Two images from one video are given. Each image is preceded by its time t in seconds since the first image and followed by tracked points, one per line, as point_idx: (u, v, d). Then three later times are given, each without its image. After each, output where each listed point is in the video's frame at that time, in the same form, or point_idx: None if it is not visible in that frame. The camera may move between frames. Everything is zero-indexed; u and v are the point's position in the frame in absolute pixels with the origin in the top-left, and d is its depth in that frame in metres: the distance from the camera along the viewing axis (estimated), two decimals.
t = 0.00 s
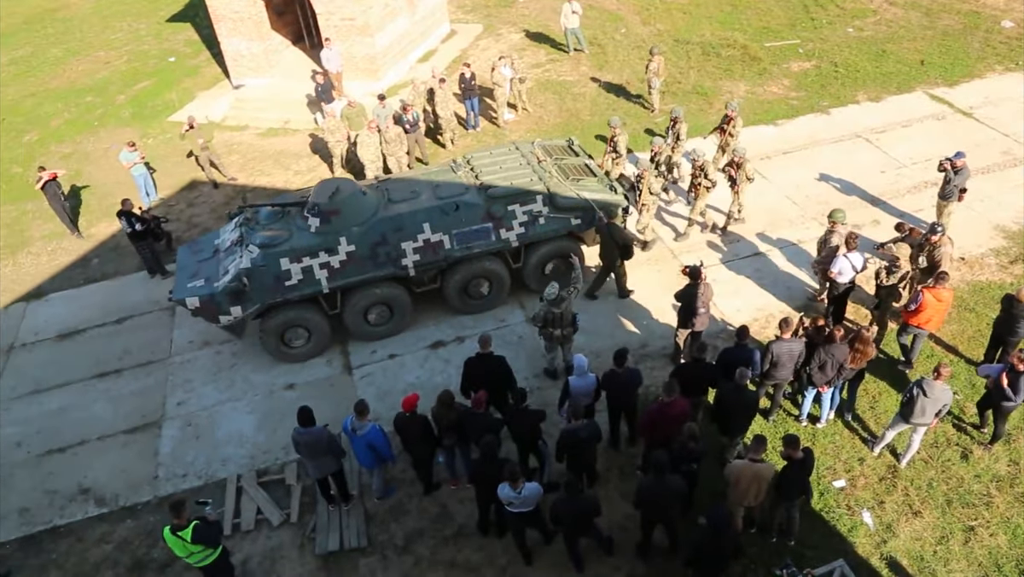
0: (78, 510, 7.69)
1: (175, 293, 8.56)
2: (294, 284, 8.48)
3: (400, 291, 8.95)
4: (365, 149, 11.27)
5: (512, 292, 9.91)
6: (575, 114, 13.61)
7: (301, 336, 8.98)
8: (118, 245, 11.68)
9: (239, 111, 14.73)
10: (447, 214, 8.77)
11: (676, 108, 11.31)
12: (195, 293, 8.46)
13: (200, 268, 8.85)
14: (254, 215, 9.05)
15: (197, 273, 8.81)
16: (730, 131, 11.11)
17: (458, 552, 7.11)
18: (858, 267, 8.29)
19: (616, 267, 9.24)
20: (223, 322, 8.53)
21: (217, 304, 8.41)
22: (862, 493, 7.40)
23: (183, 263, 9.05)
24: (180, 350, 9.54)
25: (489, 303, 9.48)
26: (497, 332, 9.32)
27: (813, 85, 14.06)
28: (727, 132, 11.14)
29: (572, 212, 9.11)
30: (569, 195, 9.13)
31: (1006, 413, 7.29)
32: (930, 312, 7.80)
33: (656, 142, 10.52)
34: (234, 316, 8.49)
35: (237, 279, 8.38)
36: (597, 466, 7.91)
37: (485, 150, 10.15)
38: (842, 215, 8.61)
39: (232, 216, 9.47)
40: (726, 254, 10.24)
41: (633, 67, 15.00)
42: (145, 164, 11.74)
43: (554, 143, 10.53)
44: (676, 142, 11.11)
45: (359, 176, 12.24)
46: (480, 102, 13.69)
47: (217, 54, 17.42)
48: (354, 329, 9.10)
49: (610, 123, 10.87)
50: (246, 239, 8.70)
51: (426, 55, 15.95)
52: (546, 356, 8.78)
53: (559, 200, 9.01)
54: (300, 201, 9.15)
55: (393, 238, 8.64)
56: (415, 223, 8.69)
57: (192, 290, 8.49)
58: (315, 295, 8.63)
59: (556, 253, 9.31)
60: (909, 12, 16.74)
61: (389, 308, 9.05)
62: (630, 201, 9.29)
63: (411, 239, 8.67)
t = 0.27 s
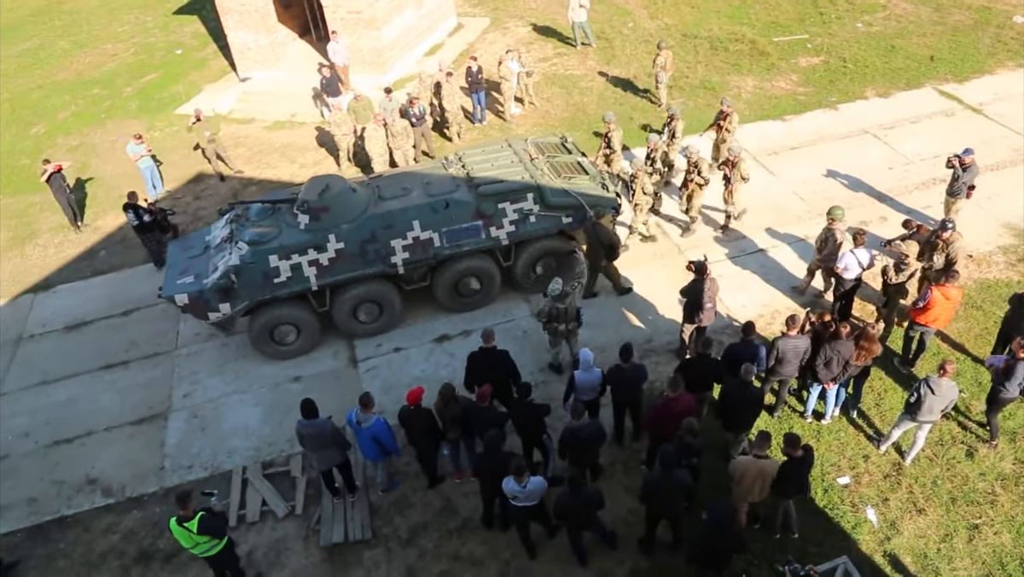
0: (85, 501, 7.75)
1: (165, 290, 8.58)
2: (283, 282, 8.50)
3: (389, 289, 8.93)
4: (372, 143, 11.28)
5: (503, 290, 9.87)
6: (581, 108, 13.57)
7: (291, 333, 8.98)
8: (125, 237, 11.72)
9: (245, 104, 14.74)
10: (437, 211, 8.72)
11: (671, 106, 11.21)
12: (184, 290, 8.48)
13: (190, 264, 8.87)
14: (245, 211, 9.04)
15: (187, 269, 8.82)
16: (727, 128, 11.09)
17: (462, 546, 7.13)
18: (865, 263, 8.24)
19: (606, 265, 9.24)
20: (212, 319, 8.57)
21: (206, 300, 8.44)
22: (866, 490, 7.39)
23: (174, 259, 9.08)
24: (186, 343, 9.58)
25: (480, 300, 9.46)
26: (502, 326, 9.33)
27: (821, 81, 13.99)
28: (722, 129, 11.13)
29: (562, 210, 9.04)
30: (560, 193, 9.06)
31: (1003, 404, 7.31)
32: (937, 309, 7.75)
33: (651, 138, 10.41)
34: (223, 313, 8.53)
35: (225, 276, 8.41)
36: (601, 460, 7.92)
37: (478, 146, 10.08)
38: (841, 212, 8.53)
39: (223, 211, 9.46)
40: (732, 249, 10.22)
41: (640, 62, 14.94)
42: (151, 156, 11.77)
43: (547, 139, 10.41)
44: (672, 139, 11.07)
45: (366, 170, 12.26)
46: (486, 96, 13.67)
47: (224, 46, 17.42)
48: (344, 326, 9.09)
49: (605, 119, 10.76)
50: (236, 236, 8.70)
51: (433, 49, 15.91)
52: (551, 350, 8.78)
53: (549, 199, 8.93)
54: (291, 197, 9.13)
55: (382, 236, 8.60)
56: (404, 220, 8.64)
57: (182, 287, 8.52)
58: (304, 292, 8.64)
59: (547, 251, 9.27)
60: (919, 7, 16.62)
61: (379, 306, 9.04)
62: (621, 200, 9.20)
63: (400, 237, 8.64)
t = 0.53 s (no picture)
0: (93, 492, 7.79)
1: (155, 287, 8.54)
2: (273, 279, 8.48)
3: (379, 287, 8.93)
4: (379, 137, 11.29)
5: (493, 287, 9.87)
6: (588, 103, 13.55)
7: (281, 330, 8.97)
8: (133, 230, 11.76)
9: (253, 97, 14.76)
10: (428, 209, 8.70)
11: (668, 103, 11.17)
12: (174, 287, 8.45)
13: (180, 261, 8.83)
14: (236, 208, 9.00)
15: (177, 265, 8.77)
16: (725, 126, 11.07)
17: (467, 539, 7.15)
18: (872, 258, 8.21)
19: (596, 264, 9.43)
20: (202, 316, 8.53)
21: (196, 297, 8.39)
22: (872, 487, 7.37)
23: (164, 255, 9.03)
24: (193, 335, 9.63)
25: (470, 298, 9.44)
26: (508, 320, 9.34)
27: (830, 76, 13.93)
28: (720, 127, 11.14)
29: (553, 208, 9.01)
30: (551, 190, 9.03)
31: (1002, 394, 7.37)
32: (947, 305, 7.74)
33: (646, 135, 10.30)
34: (213, 310, 8.49)
35: (215, 273, 8.36)
36: (606, 455, 7.91)
37: (469, 145, 10.05)
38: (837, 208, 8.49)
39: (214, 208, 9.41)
40: (739, 245, 10.19)
41: (648, 56, 14.90)
42: (159, 149, 11.80)
43: (542, 138, 10.40)
44: (668, 137, 11.03)
45: (373, 163, 12.27)
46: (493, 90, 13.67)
47: (232, 40, 17.44)
48: (334, 324, 9.09)
49: (598, 117, 10.69)
50: (226, 233, 8.67)
51: (440, 43, 15.90)
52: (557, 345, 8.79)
53: (541, 197, 8.91)
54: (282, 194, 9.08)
55: (373, 234, 8.58)
56: (395, 219, 8.62)
57: (172, 283, 8.47)
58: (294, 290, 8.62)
59: (539, 249, 9.25)
60: (929, 2, 16.52)
61: (370, 304, 9.04)
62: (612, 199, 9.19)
63: (390, 235, 8.62)
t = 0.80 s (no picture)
0: (101, 486, 7.83)
1: (146, 287, 8.53)
2: (263, 280, 8.45)
3: (370, 288, 8.90)
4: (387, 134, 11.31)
5: (484, 289, 9.84)
6: (596, 100, 13.54)
7: (272, 331, 8.95)
8: (142, 227, 11.81)
9: (261, 94, 14.78)
10: (419, 210, 8.66)
11: (663, 102, 11.09)
12: (165, 288, 8.42)
13: (172, 262, 8.81)
14: (228, 208, 8.99)
15: (169, 266, 8.76)
16: (721, 126, 10.99)
17: (473, 536, 7.15)
18: (881, 256, 8.18)
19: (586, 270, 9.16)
20: (193, 317, 8.50)
21: (187, 298, 8.36)
22: (880, 486, 7.35)
23: (157, 257, 9.02)
24: (201, 332, 9.67)
25: (461, 299, 9.40)
26: (515, 317, 9.35)
27: (839, 74, 13.87)
28: (717, 128, 11.06)
29: (545, 209, 8.95)
30: (542, 191, 8.99)
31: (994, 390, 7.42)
32: (958, 303, 7.71)
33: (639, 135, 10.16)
34: (204, 311, 8.46)
35: (205, 274, 8.33)
36: (613, 453, 7.91)
37: (462, 144, 10.00)
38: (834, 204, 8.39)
39: (207, 209, 9.41)
40: (748, 243, 10.17)
41: (656, 54, 14.86)
42: (168, 146, 11.85)
43: (537, 138, 10.36)
44: (664, 136, 10.96)
45: (381, 160, 12.30)
46: (501, 87, 13.67)
47: (240, 37, 17.49)
48: (324, 325, 9.06)
49: (593, 116, 10.62)
50: (218, 234, 8.66)
51: (448, 39, 15.90)
52: (564, 343, 8.79)
53: (533, 198, 8.87)
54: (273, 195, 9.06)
55: (363, 235, 8.54)
56: (386, 220, 8.59)
57: (163, 285, 8.45)
58: (285, 290, 8.59)
59: (530, 250, 9.20)
60: None
61: (361, 305, 9.01)
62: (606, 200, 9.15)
63: (381, 236, 8.58)
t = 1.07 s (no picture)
0: (108, 485, 7.86)
1: (137, 291, 8.55)
2: (252, 284, 8.45)
3: (359, 292, 8.89)
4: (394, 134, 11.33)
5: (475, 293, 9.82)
6: (603, 100, 13.53)
7: (262, 334, 8.93)
8: (149, 226, 11.85)
9: (268, 94, 14.82)
10: (409, 214, 8.66)
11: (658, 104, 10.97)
12: (154, 291, 8.44)
13: (163, 265, 8.83)
14: (220, 212, 9.02)
15: (160, 270, 8.79)
16: (717, 128, 10.88)
17: (479, 536, 7.15)
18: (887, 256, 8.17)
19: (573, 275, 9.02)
20: (183, 320, 8.51)
21: (176, 302, 8.38)
22: (887, 487, 7.32)
23: (147, 259, 9.05)
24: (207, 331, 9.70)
25: (450, 303, 9.38)
26: (522, 317, 9.36)
27: (847, 74, 13.82)
28: (712, 129, 10.91)
29: (535, 214, 8.95)
30: (532, 195, 8.99)
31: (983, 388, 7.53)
32: (965, 302, 7.68)
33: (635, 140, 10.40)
34: (194, 314, 8.46)
35: (193, 277, 8.33)
36: (619, 453, 7.89)
37: (454, 147, 9.99)
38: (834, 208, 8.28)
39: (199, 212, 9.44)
40: (754, 244, 10.15)
41: (663, 53, 14.85)
42: (175, 145, 11.90)
43: (529, 141, 10.32)
44: (659, 139, 10.91)
45: (387, 160, 12.32)
46: (507, 87, 13.68)
47: (247, 37, 17.54)
48: (314, 328, 9.05)
49: (587, 120, 10.61)
50: (209, 238, 8.68)
51: (455, 39, 15.91)
52: (570, 343, 8.78)
53: (523, 201, 8.87)
54: (265, 199, 9.10)
55: (353, 239, 8.55)
56: (376, 223, 8.60)
57: (153, 288, 8.47)
58: (274, 294, 8.59)
59: (520, 254, 9.18)
60: None
61: (351, 309, 9.00)
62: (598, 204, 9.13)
63: (371, 240, 8.59)
